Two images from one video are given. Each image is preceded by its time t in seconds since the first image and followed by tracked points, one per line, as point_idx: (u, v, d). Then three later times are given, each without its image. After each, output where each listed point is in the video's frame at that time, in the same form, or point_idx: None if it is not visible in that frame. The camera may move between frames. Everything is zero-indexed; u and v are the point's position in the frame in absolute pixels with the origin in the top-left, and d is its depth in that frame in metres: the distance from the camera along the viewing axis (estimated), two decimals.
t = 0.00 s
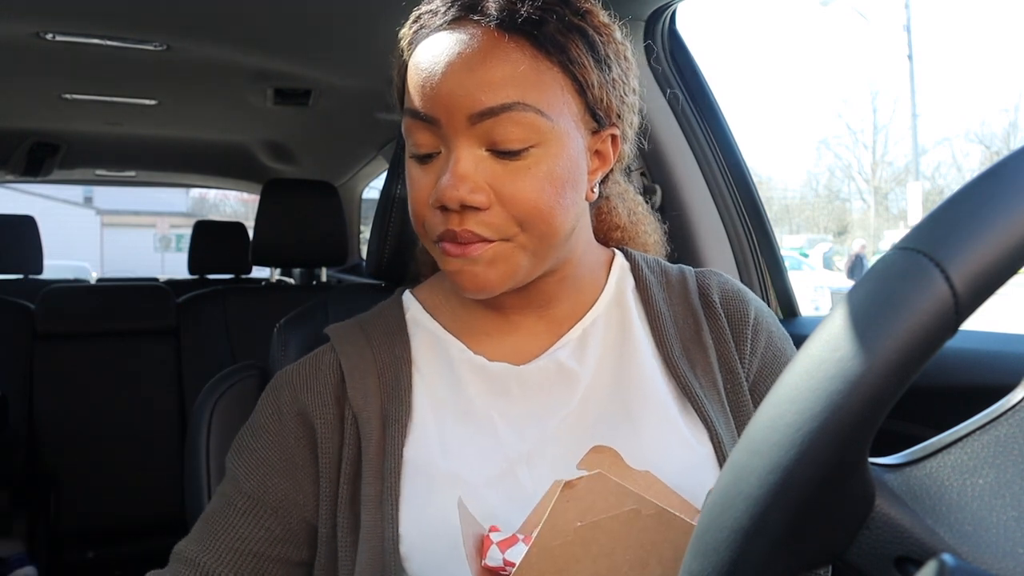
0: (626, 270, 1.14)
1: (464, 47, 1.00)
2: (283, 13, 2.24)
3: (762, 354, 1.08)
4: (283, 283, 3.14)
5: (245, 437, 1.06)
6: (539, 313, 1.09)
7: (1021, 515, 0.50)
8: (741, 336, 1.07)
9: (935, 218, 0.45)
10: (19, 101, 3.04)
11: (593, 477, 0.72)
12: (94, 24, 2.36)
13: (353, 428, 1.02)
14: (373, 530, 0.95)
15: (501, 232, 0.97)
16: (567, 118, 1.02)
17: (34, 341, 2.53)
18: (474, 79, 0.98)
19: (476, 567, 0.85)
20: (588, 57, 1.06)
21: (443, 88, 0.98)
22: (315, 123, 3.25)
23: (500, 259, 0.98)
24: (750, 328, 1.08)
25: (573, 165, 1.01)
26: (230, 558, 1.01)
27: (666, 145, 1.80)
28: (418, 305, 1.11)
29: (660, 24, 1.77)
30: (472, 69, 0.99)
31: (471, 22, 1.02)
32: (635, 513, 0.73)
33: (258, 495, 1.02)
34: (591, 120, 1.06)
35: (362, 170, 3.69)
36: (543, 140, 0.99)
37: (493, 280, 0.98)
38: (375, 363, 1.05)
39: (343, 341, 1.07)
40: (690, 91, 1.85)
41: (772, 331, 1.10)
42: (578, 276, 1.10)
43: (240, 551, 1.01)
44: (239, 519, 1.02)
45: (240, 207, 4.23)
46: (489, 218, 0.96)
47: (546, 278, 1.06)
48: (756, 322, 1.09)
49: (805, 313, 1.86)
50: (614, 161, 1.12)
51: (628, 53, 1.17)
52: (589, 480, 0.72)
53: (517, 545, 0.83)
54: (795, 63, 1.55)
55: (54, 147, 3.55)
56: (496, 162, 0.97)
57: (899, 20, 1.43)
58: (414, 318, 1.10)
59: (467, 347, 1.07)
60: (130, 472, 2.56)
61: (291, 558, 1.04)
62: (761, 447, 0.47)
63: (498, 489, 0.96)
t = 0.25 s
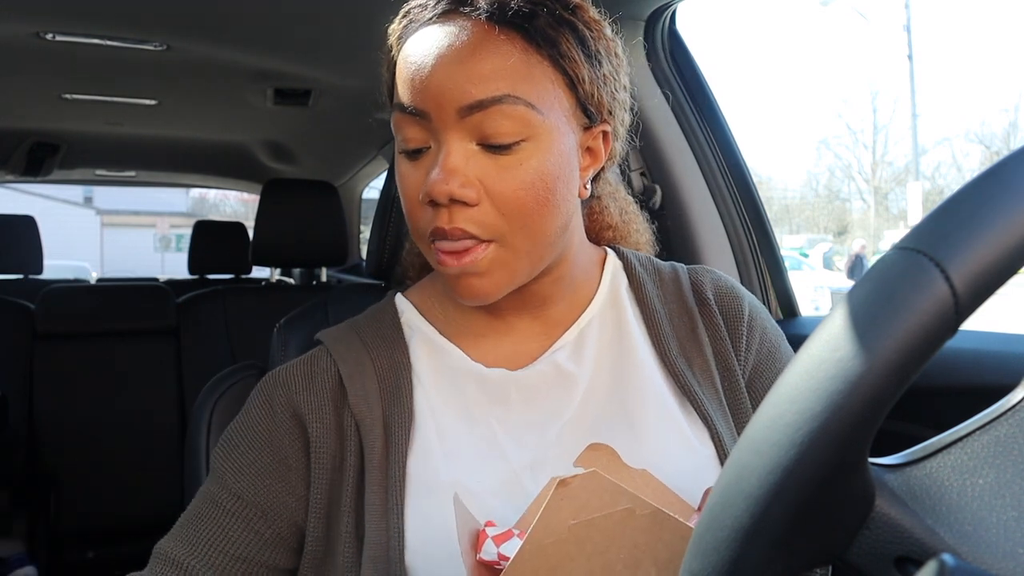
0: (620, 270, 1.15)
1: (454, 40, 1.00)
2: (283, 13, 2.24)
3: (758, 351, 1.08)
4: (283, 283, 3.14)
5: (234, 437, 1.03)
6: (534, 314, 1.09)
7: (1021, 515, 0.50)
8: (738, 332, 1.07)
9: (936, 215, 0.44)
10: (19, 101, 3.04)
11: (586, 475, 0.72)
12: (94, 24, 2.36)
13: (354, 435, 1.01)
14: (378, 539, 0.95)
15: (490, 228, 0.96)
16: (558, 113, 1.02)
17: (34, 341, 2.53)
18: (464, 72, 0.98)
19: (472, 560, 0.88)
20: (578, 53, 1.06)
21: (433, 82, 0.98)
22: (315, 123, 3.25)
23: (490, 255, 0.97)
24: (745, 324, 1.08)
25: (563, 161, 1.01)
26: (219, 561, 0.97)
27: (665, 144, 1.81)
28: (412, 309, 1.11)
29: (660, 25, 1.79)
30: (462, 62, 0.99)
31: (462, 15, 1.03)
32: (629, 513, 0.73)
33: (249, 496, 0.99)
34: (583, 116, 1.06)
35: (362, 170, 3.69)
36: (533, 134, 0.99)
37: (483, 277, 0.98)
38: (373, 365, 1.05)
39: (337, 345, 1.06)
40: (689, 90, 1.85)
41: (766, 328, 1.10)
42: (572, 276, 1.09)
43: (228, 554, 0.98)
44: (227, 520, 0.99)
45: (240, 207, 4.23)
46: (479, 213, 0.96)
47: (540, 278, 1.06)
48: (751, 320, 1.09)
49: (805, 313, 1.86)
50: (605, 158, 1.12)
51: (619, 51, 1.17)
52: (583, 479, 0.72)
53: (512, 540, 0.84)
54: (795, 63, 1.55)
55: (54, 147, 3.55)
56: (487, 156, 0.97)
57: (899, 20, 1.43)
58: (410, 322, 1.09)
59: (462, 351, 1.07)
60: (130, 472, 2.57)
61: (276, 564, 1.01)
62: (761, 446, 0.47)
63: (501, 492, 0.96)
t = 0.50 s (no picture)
0: (621, 268, 1.15)
1: (448, 44, 1.00)
2: (283, 13, 2.24)
3: (760, 350, 1.08)
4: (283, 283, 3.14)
5: (234, 436, 1.04)
6: (534, 316, 1.09)
7: (1022, 515, 0.49)
8: (739, 331, 1.07)
9: (936, 215, 0.44)
10: (19, 101, 3.04)
11: (561, 476, 0.73)
12: (94, 24, 2.36)
13: (351, 434, 1.02)
14: (375, 539, 0.95)
15: (486, 231, 0.96)
16: (554, 114, 1.02)
17: (34, 341, 2.53)
18: (458, 76, 0.98)
19: (454, 561, 0.91)
20: (573, 53, 1.06)
21: (427, 86, 0.98)
22: (315, 123, 3.25)
23: (487, 259, 0.97)
24: (747, 323, 1.08)
25: (560, 163, 1.01)
26: (216, 559, 0.98)
27: (665, 145, 1.81)
28: (412, 310, 1.11)
29: (660, 26, 1.79)
30: (456, 66, 0.98)
31: (456, 18, 1.03)
32: (606, 514, 0.72)
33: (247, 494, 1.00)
34: (580, 118, 1.06)
35: (362, 171, 3.69)
36: (528, 137, 0.98)
37: (480, 281, 0.98)
38: (371, 367, 1.05)
39: (337, 347, 1.06)
40: (689, 90, 1.85)
41: (768, 327, 1.10)
42: (572, 275, 1.09)
43: (225, 552, 0.98)
44: (225, 518, 0.99)
45: (241, 207, 4.23)
46: (475, 217, 0.96)
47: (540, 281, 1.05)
48: (753, 319, 1.09)
49: (805, 312, 1.86)
50: (602, 160, 1.12)
51: (615, 51, 1.17)
52: (559, 480, 0.73)
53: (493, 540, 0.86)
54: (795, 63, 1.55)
55: (55, 147, 3.55)
56: (482, 159, 0.97)
57: (899, 20, 1.43)
58: (409, 322, 1.10)
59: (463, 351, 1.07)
60: (130, 472, 2.56)
61: (276, 561, 1.02)
62: (761, 446, 0.47)
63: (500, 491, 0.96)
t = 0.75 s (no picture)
0: (624, 265, 1.14)
1: (444, 44, 1.00)
2: (283, 13, 2.24)
3: (762, 349, 1.08)
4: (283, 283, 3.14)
5: (227, 412, 1.03)
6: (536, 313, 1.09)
7: (1022, 515, 0.49)
8: (741, 329, 1.07)
9: (936, 215, 0.44)
10: (19, 101, 3.04)
11: (543, 464, 0.73)
12: (94, 24, 2.36)
13: (348, 415, 1.02)
14: (370, 539, 0.95)
15: (487, 228, 0.96)
16: (551, 111, 1.02)
17: (34, 341, 2.53)
18: (455, 75, 0.98)
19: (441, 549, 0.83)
20: (568, 51, 1.06)
21: (424, 86, 0.98)
22: (315, 123, 3.25)
23: (490, 256, 0.97)
24: (749, 321, 1.08)
25: (559, 159, 1.01)
26: (202, 523, 0.95)
27: (665, 144, 1.81)
28: (416, 299, 1.11)
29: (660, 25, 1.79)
30: (452, 65, 0.99)
31: (450, 20, 1.03)
32: (585, 503, 0.72)
33: (237, 466, 0.98)
34: (577, 115, 1.06)
35: (362, 171, 3.69)
36: (526, 134, 0.98)
37: (482, 279, 0.97)
38: (372, 353, 1.05)
39: (342, 334, 1.07)
40: (689, 90, 1.85)
41: (770, 326, 1.10)
42: (574, 272, 1.09)
43: (211, 518, 0.96)
44: (212, 486, 0.97)
45: (240, 207, 4.23)
46: (476, 214, 0.96)
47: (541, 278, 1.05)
48: (755, 318, 1.09)
49: (805, 312, 1.86)
50: (602, 156, 1.12)
51: (611, 48, 1.17)
52: (540, 467, 0.73)
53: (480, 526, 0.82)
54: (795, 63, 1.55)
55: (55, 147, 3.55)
56: (482, 157, 0.97)
57: (899, 20, 1.43)
58: (412, 312, 1.10)
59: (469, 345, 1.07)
60: (129, 472, 2.56)
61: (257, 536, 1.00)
62: (761, 446, 0.47)
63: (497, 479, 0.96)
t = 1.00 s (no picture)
0: (628, 265, 1.14)
1: (455, 42, 1.01)
2: (282, 13, 2.23)
3: (764, 348, 1.08)
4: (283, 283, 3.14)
5: (241, 414, 1.04)
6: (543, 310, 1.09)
7: (1021, 515, 0.50)
8: (744, 329, 1.07)
9: (935, 216, 0.44)
10: (19, 101, 3.04)
11: (531, 451, 0.78)
12: (94, 24, 2.36)
13: (355, 412, 1.02)
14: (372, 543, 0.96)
15: (497, 224, 0.96)
16: (560, 109, 1.02)
17: (34, 341, 2.52)
18: (465, 73, 0.98)
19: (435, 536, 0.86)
20: (577, 51, 1.06)
21: (435, 83, 0.99)
22: (315, 123, 3.25)
23: (497, 252, 0.97)
24: (752, 321, 1.08)
25: (567, 157, 1.01)
26: (217, 526, 0.97)
27: (664, 144, 1.80)
28: (422, 296, 1.12)
29: (660, 26, 1.79)
30: (463, 63, 0.99)
31: (462, 19, 1.03)
32: (572, 490, 0.74)
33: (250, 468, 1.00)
34: (585, 115, 1.06)
35: (362, 171, 3.69)
36: (536, 131, 0.98)
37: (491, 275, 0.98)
38: (379, 348, 1.06)
39: (348, 331, 1.07)
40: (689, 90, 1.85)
41: (774, 327, 1.10)
42: (580, 272, 1.09)
43: (227, 521, 0.98)
44: (228, 489, 0.99)
45: (240, 207, 4.23)
46: (486, 210, 0.96)
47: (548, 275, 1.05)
48: (758, 319, 1.09)
49: (805, 312, 1.86)
50: (609, 157, 1.11)
51: (619, 49, 1.17)
52: (528, 454, 0.78)
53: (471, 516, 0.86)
54: (795, 63, 1.55)
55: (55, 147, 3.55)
56: (491, 154, 0.97)
57: (899, 20, 1.43)
58: (418, 309, 1.10)
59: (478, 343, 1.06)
60: (129, 472, 2.57)
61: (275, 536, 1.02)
62: (761, 445, 0.47)
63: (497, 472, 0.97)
